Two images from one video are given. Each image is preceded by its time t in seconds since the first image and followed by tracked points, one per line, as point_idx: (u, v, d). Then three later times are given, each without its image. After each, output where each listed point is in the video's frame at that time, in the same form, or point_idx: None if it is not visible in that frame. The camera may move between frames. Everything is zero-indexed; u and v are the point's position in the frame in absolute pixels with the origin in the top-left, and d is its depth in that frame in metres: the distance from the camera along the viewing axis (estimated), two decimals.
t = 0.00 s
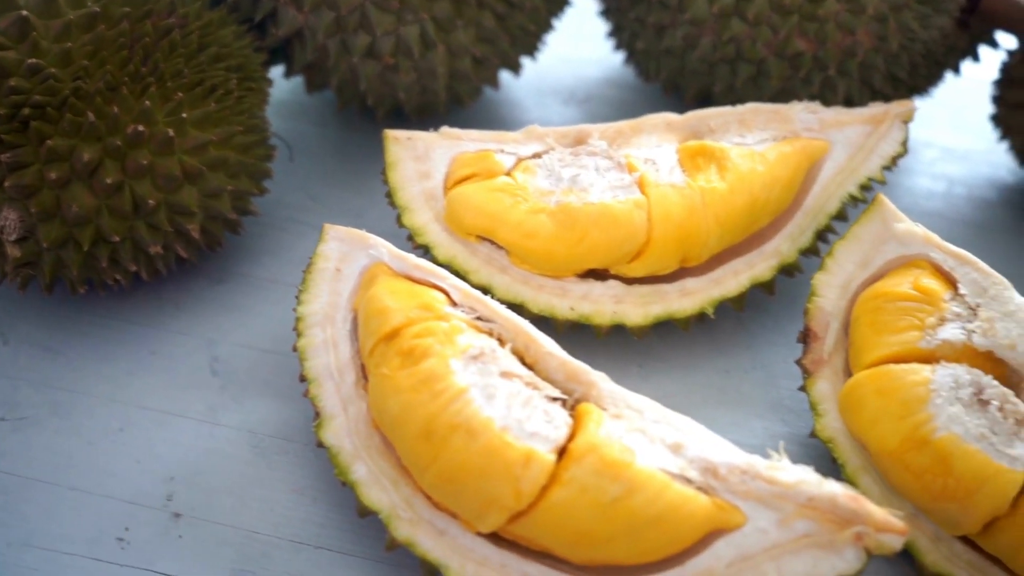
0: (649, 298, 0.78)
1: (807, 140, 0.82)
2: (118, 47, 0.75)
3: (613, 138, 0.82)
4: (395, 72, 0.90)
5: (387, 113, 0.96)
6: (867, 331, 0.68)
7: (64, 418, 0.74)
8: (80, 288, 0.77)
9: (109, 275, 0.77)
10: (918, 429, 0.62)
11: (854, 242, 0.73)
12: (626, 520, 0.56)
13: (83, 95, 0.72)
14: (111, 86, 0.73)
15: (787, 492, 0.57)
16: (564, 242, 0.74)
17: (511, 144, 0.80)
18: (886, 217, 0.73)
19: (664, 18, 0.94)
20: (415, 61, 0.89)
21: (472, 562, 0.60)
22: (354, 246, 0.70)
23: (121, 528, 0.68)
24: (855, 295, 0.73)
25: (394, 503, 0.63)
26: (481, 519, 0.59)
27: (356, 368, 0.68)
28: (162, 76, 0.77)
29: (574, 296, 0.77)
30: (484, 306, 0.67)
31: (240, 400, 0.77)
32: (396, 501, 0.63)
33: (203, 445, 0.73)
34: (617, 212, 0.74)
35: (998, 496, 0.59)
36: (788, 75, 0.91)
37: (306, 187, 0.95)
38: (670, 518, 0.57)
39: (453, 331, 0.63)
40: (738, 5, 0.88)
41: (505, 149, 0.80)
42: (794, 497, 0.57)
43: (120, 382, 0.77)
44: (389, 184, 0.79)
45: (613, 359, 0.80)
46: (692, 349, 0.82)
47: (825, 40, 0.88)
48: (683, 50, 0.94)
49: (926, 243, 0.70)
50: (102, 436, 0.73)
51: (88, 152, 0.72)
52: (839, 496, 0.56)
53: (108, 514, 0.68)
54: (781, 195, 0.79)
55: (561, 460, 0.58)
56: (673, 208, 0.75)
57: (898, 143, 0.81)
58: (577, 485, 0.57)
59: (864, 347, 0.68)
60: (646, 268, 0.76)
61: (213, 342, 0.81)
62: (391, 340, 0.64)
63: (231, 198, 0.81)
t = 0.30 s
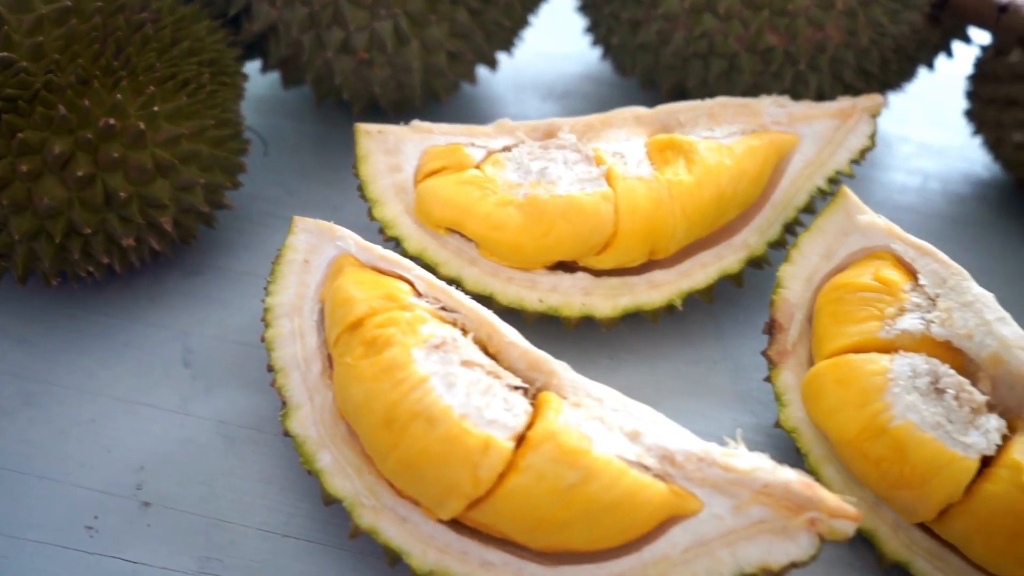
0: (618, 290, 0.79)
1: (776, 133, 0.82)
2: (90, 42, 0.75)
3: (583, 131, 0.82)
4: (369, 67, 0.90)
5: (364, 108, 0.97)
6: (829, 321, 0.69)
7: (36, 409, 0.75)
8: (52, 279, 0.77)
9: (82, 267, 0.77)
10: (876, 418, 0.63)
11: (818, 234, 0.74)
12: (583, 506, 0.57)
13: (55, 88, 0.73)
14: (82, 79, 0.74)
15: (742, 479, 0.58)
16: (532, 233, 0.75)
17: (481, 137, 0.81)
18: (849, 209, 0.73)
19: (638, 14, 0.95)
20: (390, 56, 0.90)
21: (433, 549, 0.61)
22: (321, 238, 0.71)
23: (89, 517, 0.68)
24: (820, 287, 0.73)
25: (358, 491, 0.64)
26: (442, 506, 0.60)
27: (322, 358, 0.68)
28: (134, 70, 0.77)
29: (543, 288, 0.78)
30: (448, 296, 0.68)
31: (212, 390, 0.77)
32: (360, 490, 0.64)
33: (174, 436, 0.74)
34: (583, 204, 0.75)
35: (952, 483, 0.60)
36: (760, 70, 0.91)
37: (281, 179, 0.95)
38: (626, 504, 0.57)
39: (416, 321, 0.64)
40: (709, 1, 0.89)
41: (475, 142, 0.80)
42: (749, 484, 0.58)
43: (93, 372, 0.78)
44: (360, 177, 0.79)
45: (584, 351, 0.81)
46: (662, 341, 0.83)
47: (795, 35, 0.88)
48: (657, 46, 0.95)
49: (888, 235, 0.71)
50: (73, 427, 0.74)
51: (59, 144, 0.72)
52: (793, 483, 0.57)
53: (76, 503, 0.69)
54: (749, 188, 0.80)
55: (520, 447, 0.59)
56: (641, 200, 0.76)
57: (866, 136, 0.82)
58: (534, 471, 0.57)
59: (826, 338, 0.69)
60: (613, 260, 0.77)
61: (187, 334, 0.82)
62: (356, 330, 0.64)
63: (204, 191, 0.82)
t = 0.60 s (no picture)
0: (587, 282, 0.79)
1: (743, 127, 0.83)
2: (61, 36, 0.76)
3: (552, 125, 0.83)
4: (343, 61, 0.91)
5: (339, 103, 0.98)
6: (791, 311, 0.70)
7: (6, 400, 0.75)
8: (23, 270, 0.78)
9: (54, 260, 0.78)
10: (833, 406, 0.64)
11: (782, 226, 0.75)
12: (539, 492, 0.58)
13: (25, 82, 0.73)
14: (53, 73, 0.75)
15: (697, 466, 0.59)
16: (498, 226, 0.76)
17: (451, 131, 0.82)
18: (812, 201, 0.74)
19: (611, 9, 0.95)
20: (363, 51, 0.91)
21: (394, 536, 0.62)
22: (288, 229, 0.71)
23: (58, 506, 0.69)
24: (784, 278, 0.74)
25: (321, 479, 0.64)
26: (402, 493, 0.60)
27: (288, 348, 0.69)
28: (105, 64, 0.78)
29: (511, 280, 0.78)
30: (412, 287, 0.68)
31: (182, 382, 0.78)
32: (323, 477, 0.64)
33: (144, 426, 0.75)
34: (549, 196, 0.75)
35: (907, 470, 0.60)
36: (731, 64, 0.92)
37: (255, 173, 0.96)
38: (583, 491, 0.58)
39: (378, 310, 0.65)
40: None
41: (445, 136, 0.81)
42: (704, 471, 0.59)
43: (64, 364, 0.78)
44: (331, 171, 0.80)
45: (553, 342, 0.81)
46: (631, 333, 0.83)
47: (765, 29, 0.89)
48: (630, 40, 0.96)
49: (850, 226, 0.72)
50: (44, 417, 0.74)
51: (29, 138, 0.73)
52: (746, 470, 0.57)
53: (44, 493, 0.69)
54: (715, 182, 0.80)
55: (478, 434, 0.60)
56: (607, 192, 0.76)
57: (833, 130, 0.83)
58: (491, 459, 0.58)
59: (787, 328, 0.69)
60: (580, 252, 0.78)
61: (159, 326, 0.82)
62: (320, 320, 0.65)
63: (177, 184, 0.82)
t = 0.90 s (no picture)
0: (555, 274, 0.80)
1: (712, 120, 0.84)
2: (32, 30, 0.77)
3: (522, 119, 0.84)
4: (317, 56, 0.92)
5: (315, 98, 0.98)
6: (753, 302, 0.70)
7: None
8: None
9: (26, 252, 0.78)
10: (791, 395, 0.64)
11: (747, 218, 0.75)
12: (496, 478, 0.58)
13: None
14: (23, 66, 0.75)
15: (653, 453, 0.60)
16: (466, 218, 0.76)
17: (421, 125, 0.82)
18: (776, 194, 0.75)
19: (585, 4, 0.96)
20: (337, 46, 0.91)
21: (356, 523, 0.62)
22: (255, 220, 0.72)
23: (26, 496, 0.69)
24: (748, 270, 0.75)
25: (285, 467, 0.65)
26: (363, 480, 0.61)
27: (255, 338, 0.70)
28: (77, 58, 0.79)
29: (480, 272, 0.79)
30: (376, 278, 0.69)
31: (154, 373, 0.79)
32: (287, 466, 0.65)
33: (115, 417, 0.75)
34: (517, 189, 0.76)
35: (862, 457, 0.61)
36: (702, 59, 0.93)
37: (229, 167, 0.96)
38: (540, 478, 0.59)
39: (341, 300, 0.66)
40: None
41: (415, 130, 0.82)
42: (660, 458, 0.59)
43: (36, 355, 0.79)
44: (302, 164, 0.81)
45: (523, 334, 0.82)
46: (600, 325, 0.84)
47: (735, 24, 0.90)
48: (603, 35, 0.96)
49: (812, 218, 0.72)
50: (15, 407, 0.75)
51: None
52: (701, 457, 0.58)
53: (14, 482, 0.70)
54: (683, 175, 0.81)
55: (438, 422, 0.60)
56: (574, 185, 0.77)
57: (801, 123, 0.84)
58: (449, 446, 0.59)
59: (749, 318, 0.70)
60: (548, 244, 0.78)
61: (132, 318, 0.83)
62: (284, 310, 0.66)
63: (149, 177, 0.83)
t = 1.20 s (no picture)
0: (525, 267, 0.81)
1: (681, 114, 0.84)
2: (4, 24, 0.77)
3: (492, 113, 0.84)
4: (291, 51, 0.92)
5: (291, 93, 0.99)
6: (715, 293, 0.71)
7: None
8: None
9: None
10: (750, 384, 0.65)
11: (712, 210, 0.76)
12: (454, 465, 0.59)
13: None
14: None
15: (610, 440, 0.60)
16: (434, 210, 0.77)
17: (392, 119, 0.83)
18: (740, 186, 0.76)
19: None
20: (311, 41, 0.92)
21: (319, 511, 0.63)
22: (223, 212, 0.73)
23: None
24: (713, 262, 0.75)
25: (250, 455, 0.66)
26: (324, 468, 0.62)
27: (222, 329, 0.70)
28: (49, 51, 0.79)
29: (449, 264, 0.79)
30: (341, 269, 0.69)
31: (126, 365, 0.79)
32: (252, 454, 0.66)
33: (86, 407, 0.76)
34: (484, 182, 0.77)
35: (818, 445, 0.62)
36: (674, 54, 0.93)
37: (204, 161, 0.97)
38: (497, 466, 0.59)
39: (305, 290, 0.66)
40: None
41: (385, 123, 0.82)
42: (617, 445, 0.60)
43: (9, 347, 0.79)
44: (273, 158, 0.81)
45: (493, 326, 0.83)
46: (570, 317, 0.84)
47: (705, 19, 0.90)
48: (576, 31, 0.97)
49: (774, 209, 0.73)
50: None
51: None
52: (657, 444, 0.59)
53: None
54: (651, 168, 0.82)
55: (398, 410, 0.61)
56: (541, 178, 0.78)
57: (769, 117, 0.84)
58: (408, 433, 0.60)
59: (711, 309, 0.71)
60: (516, 237, 0.79)
61: (105, 311, 0.84)
62: (249, 300, 0.67)
63: (123, 170, 0.84)
